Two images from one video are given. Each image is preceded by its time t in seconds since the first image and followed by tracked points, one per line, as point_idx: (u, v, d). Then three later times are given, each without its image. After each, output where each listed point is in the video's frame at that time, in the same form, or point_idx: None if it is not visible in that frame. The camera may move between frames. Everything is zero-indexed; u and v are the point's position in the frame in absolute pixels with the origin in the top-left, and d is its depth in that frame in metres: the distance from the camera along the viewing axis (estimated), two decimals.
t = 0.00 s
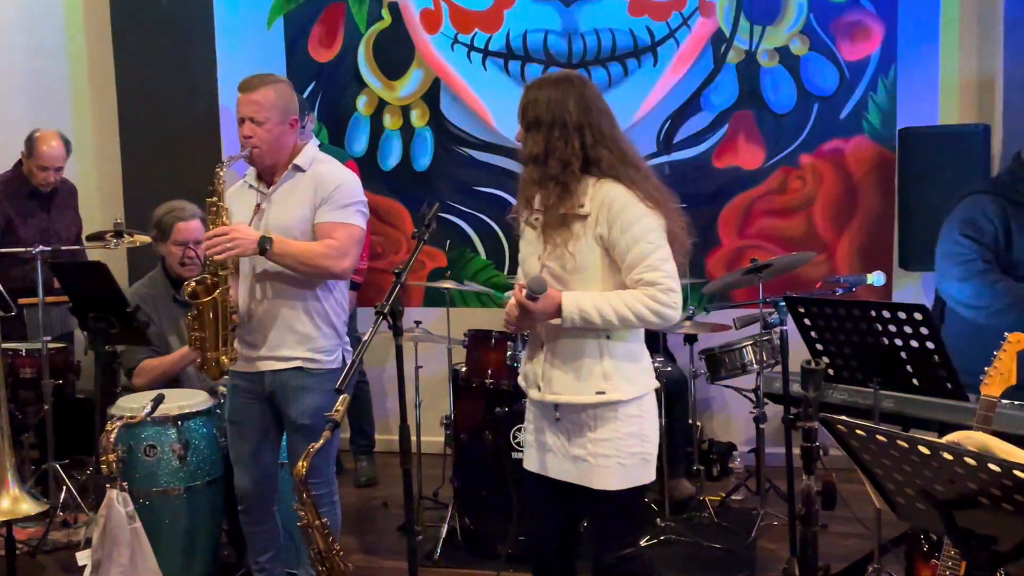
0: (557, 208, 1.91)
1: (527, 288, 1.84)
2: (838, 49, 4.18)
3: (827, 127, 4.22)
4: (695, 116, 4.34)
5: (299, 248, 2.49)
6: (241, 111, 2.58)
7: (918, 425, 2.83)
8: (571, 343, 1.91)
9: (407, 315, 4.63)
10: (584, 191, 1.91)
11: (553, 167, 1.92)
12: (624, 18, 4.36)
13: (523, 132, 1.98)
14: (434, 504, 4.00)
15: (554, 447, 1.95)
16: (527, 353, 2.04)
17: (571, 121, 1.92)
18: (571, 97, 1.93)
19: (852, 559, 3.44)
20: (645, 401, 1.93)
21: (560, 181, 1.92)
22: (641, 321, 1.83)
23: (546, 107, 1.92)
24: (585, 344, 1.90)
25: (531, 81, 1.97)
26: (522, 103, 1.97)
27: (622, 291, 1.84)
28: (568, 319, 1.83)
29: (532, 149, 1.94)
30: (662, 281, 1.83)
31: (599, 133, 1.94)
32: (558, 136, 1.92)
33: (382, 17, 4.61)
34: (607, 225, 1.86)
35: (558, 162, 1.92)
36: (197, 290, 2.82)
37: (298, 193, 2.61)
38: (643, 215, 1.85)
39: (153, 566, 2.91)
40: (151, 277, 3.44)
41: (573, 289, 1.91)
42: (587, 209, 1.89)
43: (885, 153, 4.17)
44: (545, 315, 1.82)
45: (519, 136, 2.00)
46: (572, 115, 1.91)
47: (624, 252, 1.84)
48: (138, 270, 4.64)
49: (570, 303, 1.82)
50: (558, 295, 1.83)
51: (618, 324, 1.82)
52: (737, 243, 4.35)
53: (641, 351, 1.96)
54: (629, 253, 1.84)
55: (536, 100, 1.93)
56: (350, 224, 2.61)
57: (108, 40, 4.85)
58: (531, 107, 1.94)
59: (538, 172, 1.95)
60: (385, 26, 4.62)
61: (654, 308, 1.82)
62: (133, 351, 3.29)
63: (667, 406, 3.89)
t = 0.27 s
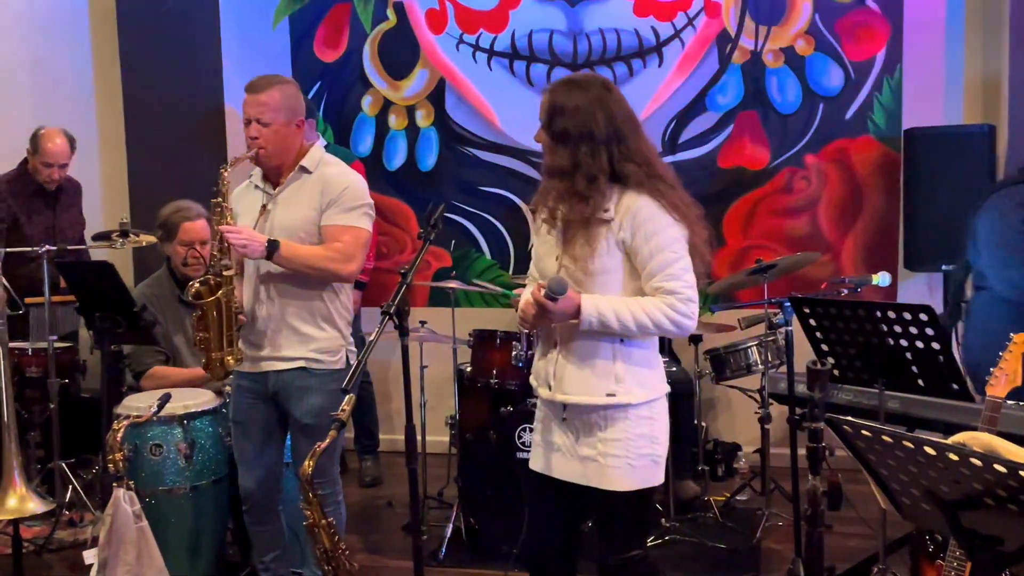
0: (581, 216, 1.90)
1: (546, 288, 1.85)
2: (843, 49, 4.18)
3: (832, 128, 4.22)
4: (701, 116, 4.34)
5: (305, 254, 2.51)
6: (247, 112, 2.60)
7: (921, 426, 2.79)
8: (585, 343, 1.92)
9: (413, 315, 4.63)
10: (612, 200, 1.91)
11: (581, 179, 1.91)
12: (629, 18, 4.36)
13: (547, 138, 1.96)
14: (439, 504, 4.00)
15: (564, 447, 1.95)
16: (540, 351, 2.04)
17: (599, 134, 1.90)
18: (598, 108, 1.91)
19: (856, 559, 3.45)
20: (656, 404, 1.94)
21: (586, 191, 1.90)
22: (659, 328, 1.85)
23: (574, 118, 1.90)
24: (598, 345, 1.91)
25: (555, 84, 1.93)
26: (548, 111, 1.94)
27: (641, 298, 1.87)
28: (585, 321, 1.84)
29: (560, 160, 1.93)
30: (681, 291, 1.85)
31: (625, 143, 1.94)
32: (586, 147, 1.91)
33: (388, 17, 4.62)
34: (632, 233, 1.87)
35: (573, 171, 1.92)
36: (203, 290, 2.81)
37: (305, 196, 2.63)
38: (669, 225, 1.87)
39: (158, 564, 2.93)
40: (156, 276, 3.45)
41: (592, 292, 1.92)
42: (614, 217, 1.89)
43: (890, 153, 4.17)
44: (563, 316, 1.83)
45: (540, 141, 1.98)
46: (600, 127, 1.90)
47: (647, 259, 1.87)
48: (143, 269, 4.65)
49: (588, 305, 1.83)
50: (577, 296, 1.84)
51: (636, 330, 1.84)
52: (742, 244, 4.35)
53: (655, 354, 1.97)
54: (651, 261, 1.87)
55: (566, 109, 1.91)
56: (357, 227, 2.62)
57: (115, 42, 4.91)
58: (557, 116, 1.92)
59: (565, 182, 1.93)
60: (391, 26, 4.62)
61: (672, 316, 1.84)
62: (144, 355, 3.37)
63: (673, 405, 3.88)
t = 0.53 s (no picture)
0: (593, 214, 1.88)
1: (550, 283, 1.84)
2: (850, 49, 4.17)
3: (838, 127, 4.22)
4: (707, 116, 4.33)
5: (310, 257, 2.53)
6: (251, 111, 2.62)
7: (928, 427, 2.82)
8: (585, 339, 1.91)
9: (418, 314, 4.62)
10: (636, 205, 1.89)
11: (607, 181, 1.91)
12: (635, 17, 4.36)
13: (558, 140, 1.95)
14: (444, 503, 4.00)
15: (565, 445, 1.94)
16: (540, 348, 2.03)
17: (617, 134, 1.93)
18: (614, 107, 1.94)
19: (862, 560, 3.44)
20: (656, 400, 1.94)
21: (607, 193, 1.89)
22: (660, 324, 1.85)
23: (593, 120, 1.91)
24: (599, 341, 1.90)
25: (567, 85, 1.93)
26: (561, 113, 1.93)
27: (643, 295, 1.86)
28: (588, 316, 1.83)
29: (581, 162, 1.92)
30: (682, 288, 1.85)
31: (640, 140, 1.98)
32: (606, 147, 1.92)
33: (394, 17, 4.62)
34: (640, 232, 1.87)
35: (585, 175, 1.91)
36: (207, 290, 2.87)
37: (309, 195, 2.65)
38: (670, 224, 1.87)
39: (165, 564, 2.93)
40: (162, 275, 3.47)
41: (594, 288, 1.91)
42: (622, 216, 1.87)
43: (896, 153, 4.16)
44: (567, 311, 1.82)
45: (554, 144, 1.96)
46: (619, 126, 1.92)
47: (650, 257, 1.87)
48: (149, 268, 4.66)
49: (591, 301, 1.83)
50: (581, 292, 1.84)
51: (638, 327, 1.83)
52: (747, 244, 4.35)
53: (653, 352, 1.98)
54: (654, 260, 1.87)
55: (582, 111, 1.91)
56: (360, 225, 2.63)
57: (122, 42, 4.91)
58: (573, 117, 1.91)
59: (588, 185, 1.90)
60: (396, 26, 4.63)
61: (674, 313, 1.84)
62: (150, 354, 3.38)
63: (678, 405, 3.88)
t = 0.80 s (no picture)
0: (579, 206, 1.89)
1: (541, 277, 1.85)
2: (857, 47, 4.16)
3: (845, 126, 4.21)
4: (713, 115, 4.33)
5: (311, 258, 2.58)
6: (251, 110, 2.65)
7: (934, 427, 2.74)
8: (573, 333, 1.92)
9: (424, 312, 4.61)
10: (617, 196, 1.90)
11: (589, 170, 1.91)
12: (642, 16, 4.35)
13: (542, 133, 1.95)
14: (450, 502, 3.99)
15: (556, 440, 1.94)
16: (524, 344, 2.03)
17: (599, 124, 1.93)
18: (597, 98, 1.94)
19: (869, 559, 3.43)
20: (643, 394, 1.95)
21: (589, 182, 1.90)
22: (649, 319, 1.87)
23: (576, 111, 1.91)
24: (588, 335, 1.91)
25: (550, 80, 1.94)
26: (545, 106, 1.93)
27: (631, 290, 1.88)
28: (578, 311, 1.84)
29: (564, 151, 1.92)
30: (670, 283, 1.88)
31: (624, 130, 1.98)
32: (589, 136, 1.93)
33: (400, 16, 4.63)
34: (626, 227, 1.88)
35: (591, 173, 1.91)
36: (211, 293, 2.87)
37: (311, 194, 2.68)
38: (658, 221, 1.89)
39: (171, 560, 2.94)
40: (167, 272, 3.46)
41: (581, 282, 1.91)
42: (608, 210, 1.88)
43: (904, 152, 4.15)
44: (556, 307, 1.83)
45: (539, 136, 1.96)
46: (602, 115, 1.93)
47: (637, 253, 1.88)
48: (155, 267, 4.67)
49: (581, 296, 1.83)
50: (571, 286, 1.84)
51: (627, 322, 1.85)
52: (754, 242, 4.34)
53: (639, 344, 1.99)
54: (641, 255, 1.88)
55: (564, 102, 1.91)
56: (363, 224, 2.67)
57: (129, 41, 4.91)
58: (558, 109, 1.91)
59: (564, 174, 1.91)
60: (403, 24, 4.63)
61: (661, 308, 1.86)
62: (152, 351, 3.36)
63: (685, 404, 3.88)
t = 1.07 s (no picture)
0: (565, 205, 1.90)
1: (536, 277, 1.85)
2: (865, 47, 4.15)
3: (852, 126, 4.20)
4: (720, 114, 4.32)
5: (317, 256, 2.60)
6: (260, 111, 2.66)
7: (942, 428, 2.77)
8: (566, 331, 1.92)
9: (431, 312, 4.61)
10: (595, 189, 1.90)
11: (566, 167, 1.91)
12: (649, 16, 4.35)
13: (528, 138, 1.97)
14: (456, 502, 4.00)
15: (549, 438, 1.94)
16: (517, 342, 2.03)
17: (581, 121, 1.92)
18: (579, 99, 1.93)
19: (876, 560, 3.43)
20: (636, 392, 1.95)
21: (571, 179, 1.91)
22: (640, 316, 1.86)
23: (557, 111, 1.92)
24: (582, 333, 1.91)
25: (532, 86, 1.96)
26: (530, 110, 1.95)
27: (622, 288, 1.87)
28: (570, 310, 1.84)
29: (544, 151, 1.93)
30: (663, 281, 1.86)
31: (609, 127, 1.97)
32: (571, 136, 1.92)
33: (407, 15, 4.63)
34: (615, 224, 1.87)
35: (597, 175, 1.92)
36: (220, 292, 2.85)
37: (316, 195, 2.69)
38: (649, 218, 1.87)
39: (178, 559, 2.96)
40: (174, 272, 3.46)
41: (574, 281, 1.91)
42: (597, 209, 1.89)
43: (912, 152, 4.14)
44: (550, 305, 1.83)
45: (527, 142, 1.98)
46: (583, 115, 1.92)
47: (629, 251, 1.87)
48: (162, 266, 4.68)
49: (575, 296, 1.84)
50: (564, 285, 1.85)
51: (619, 320, 1.85)
52: (761, 243, 4.33)
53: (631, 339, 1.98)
54: (632, 252, 1.87)
55: (545, 106, 1.92)
56: (369, 226, 2.69)
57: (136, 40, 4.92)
58: (540, 113, 1.93)
59: (542, 174, 1.93)
60: (410, 24, 4.63)
61: (652, 306, 1.85)
62: (155, 349, 3.38)
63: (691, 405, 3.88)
